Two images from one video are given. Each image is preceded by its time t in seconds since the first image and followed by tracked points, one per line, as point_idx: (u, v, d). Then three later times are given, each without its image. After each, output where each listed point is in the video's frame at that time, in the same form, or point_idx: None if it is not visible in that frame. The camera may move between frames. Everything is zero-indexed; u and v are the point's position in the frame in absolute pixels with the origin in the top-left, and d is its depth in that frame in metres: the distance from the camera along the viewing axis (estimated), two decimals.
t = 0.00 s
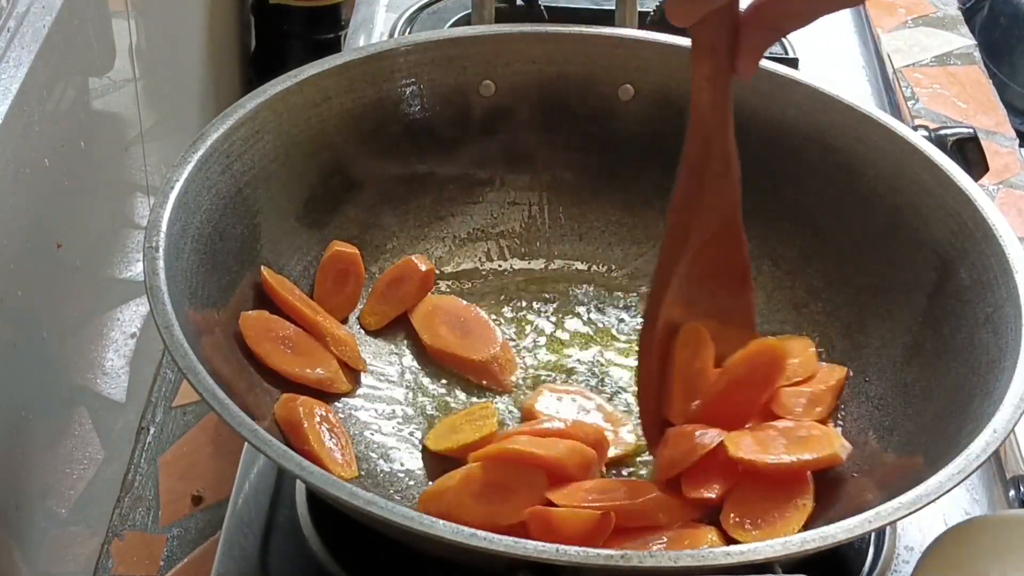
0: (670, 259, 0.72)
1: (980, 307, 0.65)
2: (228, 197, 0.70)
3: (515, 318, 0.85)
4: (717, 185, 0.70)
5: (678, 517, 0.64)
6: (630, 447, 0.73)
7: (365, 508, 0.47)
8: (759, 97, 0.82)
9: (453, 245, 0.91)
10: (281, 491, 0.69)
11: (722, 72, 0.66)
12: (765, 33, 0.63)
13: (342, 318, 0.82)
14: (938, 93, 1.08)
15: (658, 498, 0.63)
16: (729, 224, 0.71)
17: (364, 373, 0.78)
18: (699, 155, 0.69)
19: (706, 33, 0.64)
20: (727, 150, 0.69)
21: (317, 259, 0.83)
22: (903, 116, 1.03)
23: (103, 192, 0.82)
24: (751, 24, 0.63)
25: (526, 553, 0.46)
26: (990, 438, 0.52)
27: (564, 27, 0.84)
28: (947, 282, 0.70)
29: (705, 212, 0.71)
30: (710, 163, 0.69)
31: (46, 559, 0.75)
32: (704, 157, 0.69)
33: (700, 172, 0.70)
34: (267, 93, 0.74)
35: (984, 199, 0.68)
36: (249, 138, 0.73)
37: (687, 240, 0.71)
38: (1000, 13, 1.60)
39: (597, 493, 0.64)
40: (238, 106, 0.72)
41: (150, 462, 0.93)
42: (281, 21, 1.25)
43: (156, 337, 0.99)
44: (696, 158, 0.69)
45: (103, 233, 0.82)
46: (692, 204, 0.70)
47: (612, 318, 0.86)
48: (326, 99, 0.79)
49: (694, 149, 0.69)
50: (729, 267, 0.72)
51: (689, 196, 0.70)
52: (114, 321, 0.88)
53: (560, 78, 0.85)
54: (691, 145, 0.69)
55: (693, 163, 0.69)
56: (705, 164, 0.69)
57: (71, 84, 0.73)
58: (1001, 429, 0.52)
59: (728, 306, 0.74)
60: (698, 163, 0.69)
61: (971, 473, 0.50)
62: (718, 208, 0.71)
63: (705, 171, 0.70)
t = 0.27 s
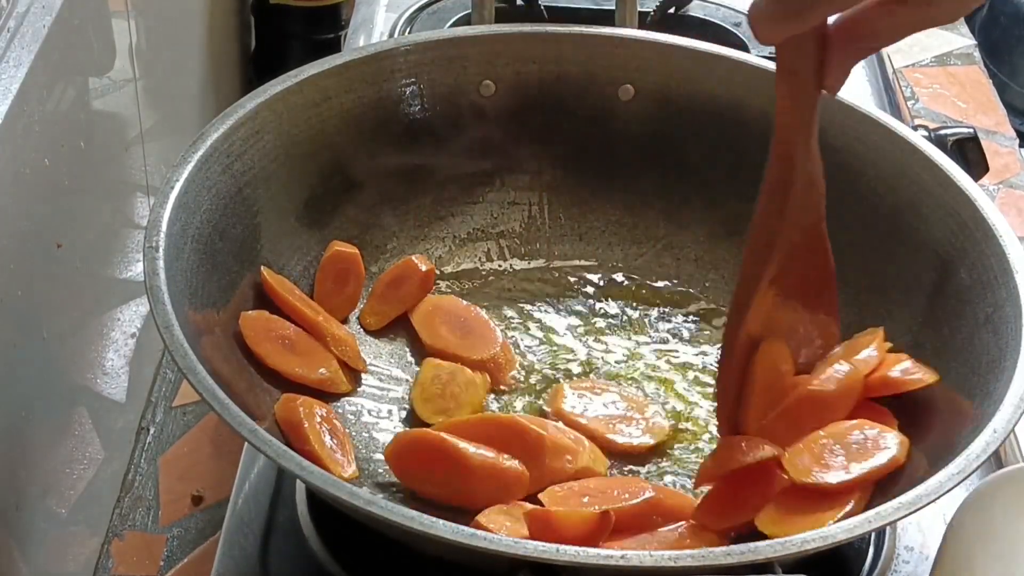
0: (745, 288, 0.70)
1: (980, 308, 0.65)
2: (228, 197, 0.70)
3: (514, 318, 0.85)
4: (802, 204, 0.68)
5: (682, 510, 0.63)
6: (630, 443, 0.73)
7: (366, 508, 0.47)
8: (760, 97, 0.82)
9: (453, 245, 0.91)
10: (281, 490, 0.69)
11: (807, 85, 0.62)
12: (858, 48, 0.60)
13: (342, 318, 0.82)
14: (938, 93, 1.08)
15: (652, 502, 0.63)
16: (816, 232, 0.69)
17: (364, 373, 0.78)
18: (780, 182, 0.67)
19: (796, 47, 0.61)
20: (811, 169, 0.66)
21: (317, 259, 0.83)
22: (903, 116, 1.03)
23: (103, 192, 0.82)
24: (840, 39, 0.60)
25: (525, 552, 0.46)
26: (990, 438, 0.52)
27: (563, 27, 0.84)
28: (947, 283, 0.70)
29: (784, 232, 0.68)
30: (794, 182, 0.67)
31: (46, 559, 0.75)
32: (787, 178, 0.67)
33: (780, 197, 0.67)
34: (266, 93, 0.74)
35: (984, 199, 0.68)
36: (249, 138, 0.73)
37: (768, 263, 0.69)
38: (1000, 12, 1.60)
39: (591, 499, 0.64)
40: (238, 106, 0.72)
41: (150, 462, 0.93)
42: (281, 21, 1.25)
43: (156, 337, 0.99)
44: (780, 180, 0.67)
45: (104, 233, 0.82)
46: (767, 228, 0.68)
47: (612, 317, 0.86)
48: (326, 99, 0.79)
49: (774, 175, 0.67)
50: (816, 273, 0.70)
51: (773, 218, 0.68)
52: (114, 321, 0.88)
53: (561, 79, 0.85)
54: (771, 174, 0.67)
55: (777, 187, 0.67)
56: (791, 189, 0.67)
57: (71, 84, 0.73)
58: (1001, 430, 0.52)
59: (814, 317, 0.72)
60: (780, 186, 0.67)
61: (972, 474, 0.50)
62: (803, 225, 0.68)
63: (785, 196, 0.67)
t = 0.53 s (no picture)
0: (775, 277, 0.66)
1: (980, 308, 0.65)
2: (228, 197, 0.70)
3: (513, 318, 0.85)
4: (834, 186, 0.65)
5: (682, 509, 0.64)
6: (631, 444, 0.73)
7: (366, 508, 0.47)
8: (760, 97, 0.82)
9: (453, 245, 0.91)
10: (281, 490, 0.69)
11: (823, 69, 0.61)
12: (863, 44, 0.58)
13: (342, 318, 0.82)
14: (938, 93, 1.08)
15: (650, 500, 0.62)
16: (848, 209, 0.66)
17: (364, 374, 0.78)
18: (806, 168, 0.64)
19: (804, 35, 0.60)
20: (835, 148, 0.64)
21: (317, 259, 0.83)
22: (903, 115, 1.03)
23: (103, 192, 0.82)
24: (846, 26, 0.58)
25: (525, 552, 0.46)
26: (990, 438, 0.52)
27: (563, 27, 0.84)
28: (947, 283, 0.70)
29: (814, 217, 0.66)
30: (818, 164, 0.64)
31: (46, 559, 0.75)
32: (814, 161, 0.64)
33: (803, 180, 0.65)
34: (267, 93, 0.74)
35: (984, 199, 0.68)
36: (249, 138, 0.73)
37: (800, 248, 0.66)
38: (1000, 13, 1.60)
39: (591, 495, 0.64)
40: (238, 106, 0.72)
41: (150, 462, 0.93)
42: (281, 21, 1.25)
43: (156, 337, 0.99)
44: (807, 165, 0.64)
45: (104, 233, 0.82)
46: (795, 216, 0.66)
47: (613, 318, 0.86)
48: (327, 99, 0.79)
49: (798, 163, 0.65)
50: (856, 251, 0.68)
51: (798, 206, 0.65)
52: (114, 321, 0.88)
53: (562, 79, 0.85)
54: (795, 162, 0.65)
55: (805, 172, 0.65)
56: (820, 174, 0.65)
57: (71, 84, 0.73)
58: (1002, 429, 0.52)
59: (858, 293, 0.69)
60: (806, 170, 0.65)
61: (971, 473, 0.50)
62: (834, 206, 0.66)
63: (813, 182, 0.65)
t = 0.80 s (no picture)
0: (784, 279, 0.66)
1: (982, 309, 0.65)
2: (230, 196, 0.70)
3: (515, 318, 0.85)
4: (851, 182, 0.65)
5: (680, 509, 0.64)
6: (633, 445, 0.73)
7: (364, 508, 0.47)
8: (761, 97, 0.82)
9: (454, 246, 0.91)
10: (282, 490, 0.69)
11: (831, 59, 0.60)
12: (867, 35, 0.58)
13: (344, 318, 0.82)
14: (938, 93, 1.08)
15: (648, 500, 0.62)
16: (872, 195, 0.65)
17: (364, 373, 0.78)
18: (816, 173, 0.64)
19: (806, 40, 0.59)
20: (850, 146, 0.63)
21: (318, 259, 0.83)
22: (903, 115, 1.03)
23: (103, 192, 0.82)
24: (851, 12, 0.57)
25: (523, 553, 0.46)
26: (991, 440, 0.52)
27: (565, 28, 0.84)
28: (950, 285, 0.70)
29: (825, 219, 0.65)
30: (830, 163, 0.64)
31: (46, 559, 0.75)
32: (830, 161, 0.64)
33: (816, 184, 0.64)
34: (269, 93, 0.74)
35: (987, 201, 0.68)
36: (252, 137, 0.73)
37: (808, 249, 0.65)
38: (1000, 12, 1.60)
39: (590, 496, 0.64)
40: (241, 105, 0.72)
41: (150, 462, 0.93)
42: (281, 21, 1.25)
43: (156, 337, 0.99)
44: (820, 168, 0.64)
45: (103, 233, 0.82)
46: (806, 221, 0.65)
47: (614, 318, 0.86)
48: (329, 99, 0.79)
49: (808, 169, 0.64)
50: (892, 238, 0.67)
51: (810, 195, 0.64)
52: (114, 320, 0.88)
53: (563, 79, 0.85)
54: (804, 169, 0.64)
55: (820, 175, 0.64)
56: (836, 175, 0.64)
57: (71, 84, 0.73)
58: (1002, 431, 0.52)
59: (896, 281, 0.68)
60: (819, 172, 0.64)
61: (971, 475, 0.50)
62: (855, 202, 0.65)
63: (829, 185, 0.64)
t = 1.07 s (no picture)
0: (800, 286, 0.65)
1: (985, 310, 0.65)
2: (233, 195, 0.70)
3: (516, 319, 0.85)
4: (863, 187, 0.63)
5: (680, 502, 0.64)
6: (635, 447, 0.73)
7: (361, 507, 0.47)
8: (763, 97, 0.82)
9: (456, 245, 0.91)
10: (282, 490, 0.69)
11: (836, 59, 0.58)
12: (875, 30, 0.56)
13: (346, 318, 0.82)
14: (938, 93, 1.08)
15: (648, 498, 0.62)
16: (887, 189, 0.64)
17: (366, 372, 0.78)
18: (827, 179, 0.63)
19: (811, 44, 0.57)
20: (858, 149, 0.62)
21: (320, 259, 0.83)
22: (903, 115, 1.03)
23: (103, 192, 0.82)
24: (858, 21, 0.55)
25: (519, 552, 0.46)
26: (991, 442, 0.52)
27: (568, 28, 0.84)
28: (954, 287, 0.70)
29: (840, 222, 0.64)
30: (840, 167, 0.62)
31: (46, 559, 0.75)
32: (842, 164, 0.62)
33: (827, 189, 0.63)
34: (273, 92, 0.74)
35: (991, 204, 0.67)
36: (256, 137, 0.73)
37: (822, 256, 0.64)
38: (1000, 12, 1.60)
39: (589, 496, 0.64)
40: (245, 105, 0.72)
41: (150, 462, 0.93)
42: (281, 21, 1.25)
43: (156, 337, 0.99)
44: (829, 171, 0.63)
45: (103, 233, 0.82)
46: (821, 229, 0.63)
47: (614, 318, 0.86)
48: (333, 99, 0.79)
49: (820, 176, 0.63)
50: (915, 226, 0.65)
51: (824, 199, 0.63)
52: (114, 321, 0.87)
53: (564, 79, 0.85)
54: (815, 176, 0.63)
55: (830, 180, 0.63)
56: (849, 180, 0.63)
57: (71, 84, 0.72)
58: (1001, 435, 0.53)
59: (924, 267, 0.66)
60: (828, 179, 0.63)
61: (970, 476, 0.50)
62: (869, 204, 0.64)
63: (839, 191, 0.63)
